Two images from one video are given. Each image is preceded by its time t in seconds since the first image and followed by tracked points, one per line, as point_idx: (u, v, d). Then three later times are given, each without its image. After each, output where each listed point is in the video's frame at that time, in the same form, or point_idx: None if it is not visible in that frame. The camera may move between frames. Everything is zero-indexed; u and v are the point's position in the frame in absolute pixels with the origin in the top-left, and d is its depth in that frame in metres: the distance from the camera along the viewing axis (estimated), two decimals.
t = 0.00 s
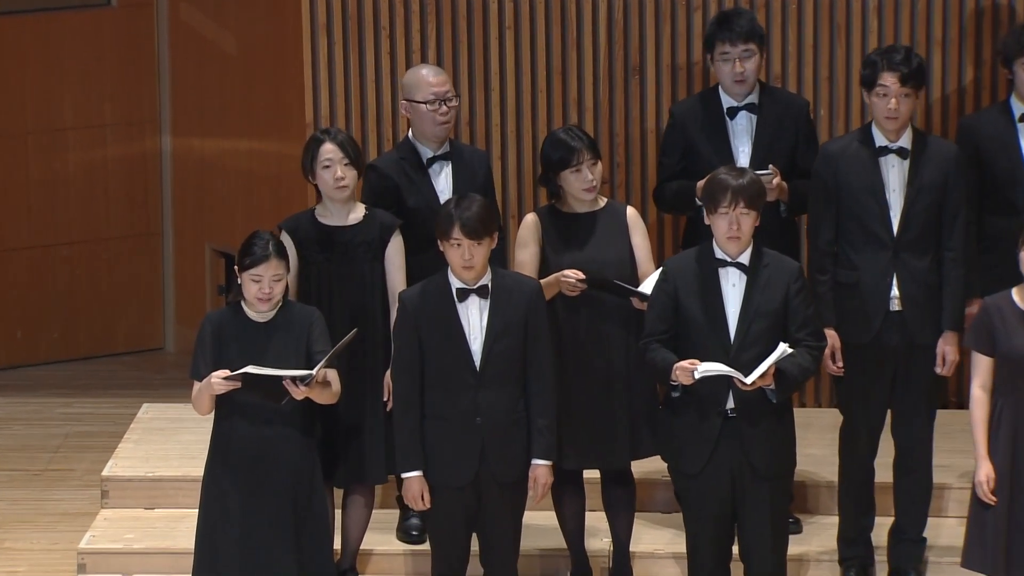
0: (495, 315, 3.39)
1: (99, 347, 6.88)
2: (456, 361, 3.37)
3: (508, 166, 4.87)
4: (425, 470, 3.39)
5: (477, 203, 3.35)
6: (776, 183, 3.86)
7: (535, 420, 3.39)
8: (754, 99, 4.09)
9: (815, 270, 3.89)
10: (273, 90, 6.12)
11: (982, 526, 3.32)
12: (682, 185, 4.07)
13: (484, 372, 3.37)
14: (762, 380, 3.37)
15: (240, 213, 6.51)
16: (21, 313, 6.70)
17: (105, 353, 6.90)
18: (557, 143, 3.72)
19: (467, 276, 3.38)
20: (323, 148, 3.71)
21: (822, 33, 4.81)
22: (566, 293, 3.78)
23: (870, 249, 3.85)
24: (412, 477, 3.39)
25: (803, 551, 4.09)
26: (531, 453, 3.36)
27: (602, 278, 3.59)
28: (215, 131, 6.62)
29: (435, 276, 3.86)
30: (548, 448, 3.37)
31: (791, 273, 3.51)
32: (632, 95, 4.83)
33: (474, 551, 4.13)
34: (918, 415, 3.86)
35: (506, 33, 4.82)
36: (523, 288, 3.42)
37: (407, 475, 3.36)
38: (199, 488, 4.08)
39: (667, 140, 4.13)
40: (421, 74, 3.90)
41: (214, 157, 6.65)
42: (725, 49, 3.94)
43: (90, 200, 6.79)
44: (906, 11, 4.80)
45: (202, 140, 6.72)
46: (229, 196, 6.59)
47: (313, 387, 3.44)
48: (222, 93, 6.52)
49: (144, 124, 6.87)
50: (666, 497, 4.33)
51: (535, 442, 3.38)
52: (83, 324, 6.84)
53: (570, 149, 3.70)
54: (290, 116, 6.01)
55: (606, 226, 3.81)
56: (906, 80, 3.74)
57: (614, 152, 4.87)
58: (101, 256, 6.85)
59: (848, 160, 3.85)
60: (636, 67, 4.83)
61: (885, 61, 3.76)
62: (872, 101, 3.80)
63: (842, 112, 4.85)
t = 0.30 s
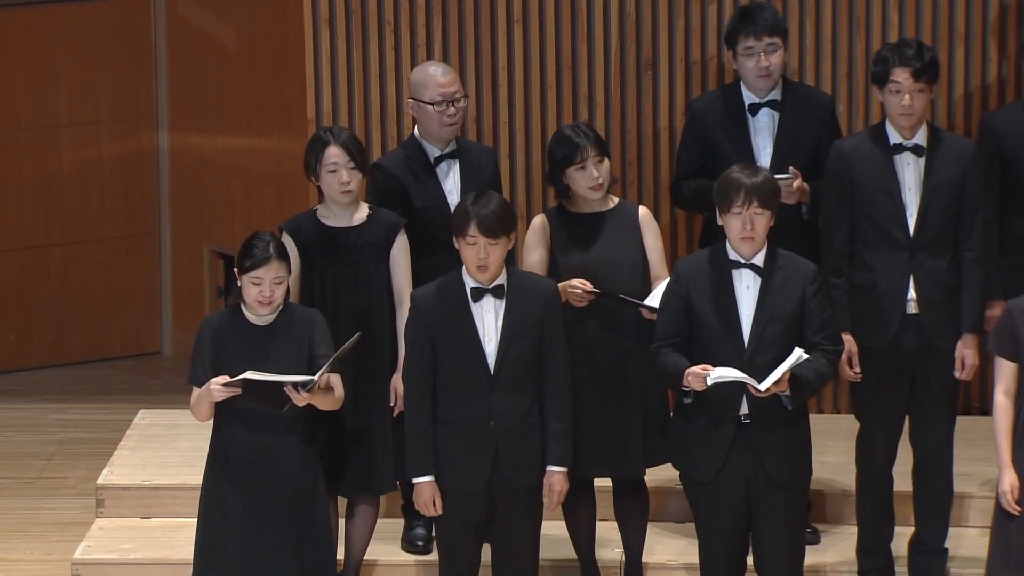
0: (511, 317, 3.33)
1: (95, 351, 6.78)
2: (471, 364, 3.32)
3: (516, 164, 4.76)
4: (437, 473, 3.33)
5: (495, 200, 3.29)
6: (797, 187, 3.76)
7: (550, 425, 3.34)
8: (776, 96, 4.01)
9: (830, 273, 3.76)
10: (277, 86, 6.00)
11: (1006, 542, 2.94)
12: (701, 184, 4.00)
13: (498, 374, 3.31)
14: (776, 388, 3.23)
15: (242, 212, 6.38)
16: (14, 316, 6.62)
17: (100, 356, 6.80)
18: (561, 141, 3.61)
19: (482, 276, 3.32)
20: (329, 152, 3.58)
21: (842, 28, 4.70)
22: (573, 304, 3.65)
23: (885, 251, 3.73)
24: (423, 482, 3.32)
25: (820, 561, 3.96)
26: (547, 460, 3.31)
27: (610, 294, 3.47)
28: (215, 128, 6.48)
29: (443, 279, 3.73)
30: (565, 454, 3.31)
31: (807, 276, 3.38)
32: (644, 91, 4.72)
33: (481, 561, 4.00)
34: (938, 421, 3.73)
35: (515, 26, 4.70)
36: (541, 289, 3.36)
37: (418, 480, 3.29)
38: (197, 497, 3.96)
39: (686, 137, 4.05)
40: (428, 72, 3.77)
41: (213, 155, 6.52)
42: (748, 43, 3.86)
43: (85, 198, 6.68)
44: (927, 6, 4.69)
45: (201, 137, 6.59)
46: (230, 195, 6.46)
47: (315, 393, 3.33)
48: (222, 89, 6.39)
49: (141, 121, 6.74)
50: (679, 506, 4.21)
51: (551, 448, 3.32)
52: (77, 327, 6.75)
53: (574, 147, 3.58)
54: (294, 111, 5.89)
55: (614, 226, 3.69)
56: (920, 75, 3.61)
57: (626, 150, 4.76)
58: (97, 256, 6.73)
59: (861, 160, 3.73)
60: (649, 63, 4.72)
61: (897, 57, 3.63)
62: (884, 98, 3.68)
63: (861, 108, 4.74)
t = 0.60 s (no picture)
0: (525, 319, 3.28)
1: (88, 357, 6.68)
2: (483, 369, 3.26)
3: (522, 163, 4.66)
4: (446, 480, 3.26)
5: (513, 200, 3.24)
6: (813, 187, 3.65)
7: (563, 431, 3.28)
8: (794, 93, 3.91)
9: (841, 276, 3.61)
10: (277, 84, 5.93)
11: None
12: (714, 184, 3.90)
13: (511, 378, 3.25)
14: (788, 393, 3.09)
15: (241, 211, 6.30)
16: (7, 320, 6.50)
17: (95, 362, 6.70)
18: (568, 137, 3.51)
19: (496, 276, 3.26)
20: (331, 152, 3.47)
21: (859, 23, 4.59)
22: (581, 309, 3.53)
23: (898, 254, 3.60)
24: (433, 488, 3.26)
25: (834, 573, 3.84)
26: (561, 468, 3.25)
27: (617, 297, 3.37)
28: (213, 127, 6.40)
29: (447, 283, 3.62)
30: (580, 463, 3.26)
31: (821, 278, 3.24)
32: (655, 89, 4.61)
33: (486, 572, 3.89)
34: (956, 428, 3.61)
35: (522, 21, 4.61)
36: (555, 292, 3.30)
37: (427, 486, 3.24)
38: (193, 507, 3.85)
39: (700, 134, 3.97)
40: (432, 69, 3.67)
41: (211, 153, 6.45)
42: (769, 34, 3.78)
43: (78, 199, 6.56)
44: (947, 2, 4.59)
45: (198, 136, 6.50)
46: (229, 195, 6.38)
47: (316, 400, 3.21)
48: (220, 87, 6.30)
49: (135, 120, 6.65)
50: (691, 516, 4.09)
51: (565, 455, 3.27)
52: (70, 332, 6.63)
53: (581, 141, 3.49)
54: (296, 109, 5.83)
55: (625, 226, 3.58)
56: (929, 66, 3.51)
57: (636, 149, 4.66)
58: (91, 258, 6.63)
59: (875, 159, 3.60)
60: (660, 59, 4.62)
61: (903, 50, 3.54)
62: (895, 95, 3.57)
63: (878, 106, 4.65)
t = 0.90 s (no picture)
0: (535, 324, 3.19)
1: (82, 365, 6.61)
2: (492, 375, 3.17)
3: (527, 164, 4.57)
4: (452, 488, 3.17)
5: (529, 201, 3.18)
6: (824, 184, 3.56)
7: (574, 440, 3.19)
8: (804, 91, 3.82)
9: (854, 280, 3.49)
10: (275, 82, 5.75)
11: None
12: (722, 184, 3.81)
13: (520, 386, 3.16)
14: (800, 399, 2.99)
15: (237, 214, 6.17)
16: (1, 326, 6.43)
17: (89, 370, 6.62)
18: (580, 136, 3.44)
19: (507, 278, 3.17)
20: (333, 150, 3.38)
21: (874, 21, 4.50)
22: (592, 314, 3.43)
23: (911, 256, 3.46)
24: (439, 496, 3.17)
25: None
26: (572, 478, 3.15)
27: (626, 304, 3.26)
28: (208, 126, 6.33)
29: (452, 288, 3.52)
30: (591, 474, 3.16)
31: (834, 283, 3.13)
32: (664, 87, 4.52)
33: None
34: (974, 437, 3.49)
35: (527, 19, 4.51)
36: (565, 298, 3.21)
37: (434, 495, 3.15)
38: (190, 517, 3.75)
39: (708, 134, 3.87)
40: (434, 67, 3.58)
41: (205, 153, 6.37)
42: (777, 28, 3.71)
43: (72, 202, 6.52)
44: None
45: (193, 136, 6.44)
46: (225, 197, 6.27)
47: (316, 409, 3.10)
48: (215, 86, 6.23)
49: (131, 119, 6.63)
50: (702, 528, 3.98)
51: (575, 465, 3.17)
52: (64, 338, 6.56)
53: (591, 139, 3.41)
54: (291, 108, 5.61)
55: (637, 230, 3.49)
56: (940, 63, 3.38)
57: (646, 150, 4.57)
58: (86, 261, 6.58)
59: (887, 159, 3.46)
60: (669, 57, 4.52)
61: (913, 47, 3.42)
62: (907, 94, 3.44)
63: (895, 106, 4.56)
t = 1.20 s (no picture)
0: (543, 328, 3.09)
1: (72, 372, 6.53)
2: (496, 382, 3.07)
3: (531, 165, 4.47)
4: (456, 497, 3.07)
5: (539, 201, 3.08)
6: (834, 185, 3.44)
7: (581, 449, 3.08)
8: (811, 89, 3.72)
9: (869, 283, 3.37)
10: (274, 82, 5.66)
11: None
12: (729, 186, 3.71)
13: (526, 392, 3.06)
14: (814, 406, 2.88)
15: (233, 216, 6.09)
16: None
17: (80, 377, 6.55)
18: (599, 131, 3.38)
19: (513, 280, 3.08)
20: (332, 147, 3.29)
21: (890, 16, 4.41)
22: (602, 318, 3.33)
23: (927, 258, 3.34)
24: (442, 505, 3.07)
25: None
26: (579, 488, 3.05)
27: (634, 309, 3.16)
28: (203, 126, 6.24)
29: (454, 292, 3.41)
30: (599, 484, 3.05)
31: (849, 286, 3.02)
32: (673, 83, 4.42)
33: None
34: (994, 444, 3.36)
35: (532, 14, 4.42)
36: (573, 302, 3.11)
37: (437, 503, 3.04)
38: (184, 528, 3.65)
39: (712, 133, 3.77)
40: (432, 65, 3.50)
41: (200, 153, 6.29)
42: (782, 24, 3.61)
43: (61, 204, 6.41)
44: None
45: (188, 136, 6.35)
46: (220, 200, 6.18)
47: (314, 417, 2.98)
48: (211, 85, 6.13)
49: (123, 118, 6.52)
50: (712, 539, 3.86)
51: (582, 474, 3.07)
52: (54, 344, 6.47)
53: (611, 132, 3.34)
54: (290, 108, 5.54)
55: (652, 232, 3.39)
56: (956, 60, 3.26)
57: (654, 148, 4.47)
58: (75, 265, 6.48)
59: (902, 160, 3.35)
60: (678, 52, 4.43)
61: (928, 43, 3.29)
62: (922, 92, 3.32)
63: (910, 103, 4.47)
